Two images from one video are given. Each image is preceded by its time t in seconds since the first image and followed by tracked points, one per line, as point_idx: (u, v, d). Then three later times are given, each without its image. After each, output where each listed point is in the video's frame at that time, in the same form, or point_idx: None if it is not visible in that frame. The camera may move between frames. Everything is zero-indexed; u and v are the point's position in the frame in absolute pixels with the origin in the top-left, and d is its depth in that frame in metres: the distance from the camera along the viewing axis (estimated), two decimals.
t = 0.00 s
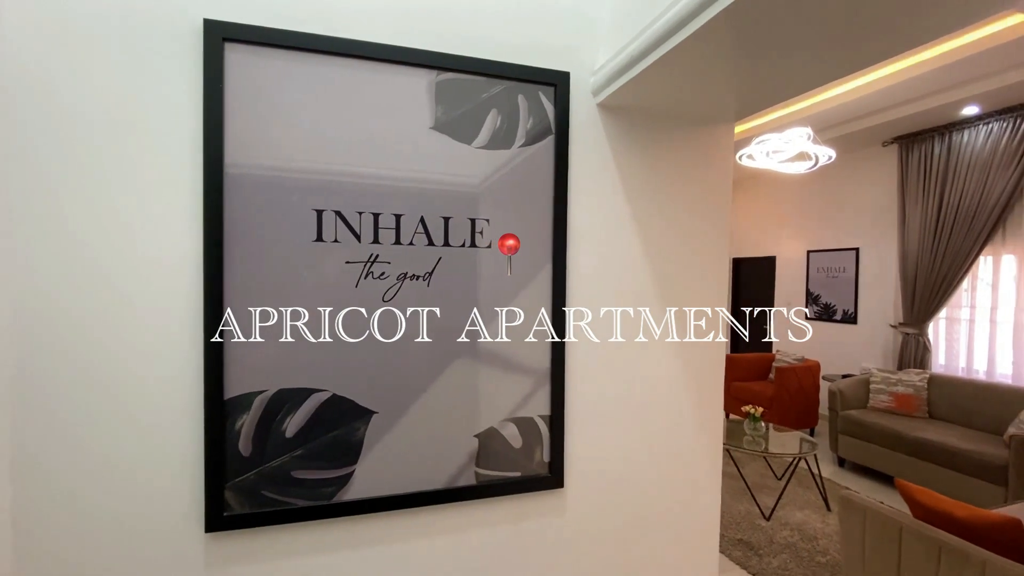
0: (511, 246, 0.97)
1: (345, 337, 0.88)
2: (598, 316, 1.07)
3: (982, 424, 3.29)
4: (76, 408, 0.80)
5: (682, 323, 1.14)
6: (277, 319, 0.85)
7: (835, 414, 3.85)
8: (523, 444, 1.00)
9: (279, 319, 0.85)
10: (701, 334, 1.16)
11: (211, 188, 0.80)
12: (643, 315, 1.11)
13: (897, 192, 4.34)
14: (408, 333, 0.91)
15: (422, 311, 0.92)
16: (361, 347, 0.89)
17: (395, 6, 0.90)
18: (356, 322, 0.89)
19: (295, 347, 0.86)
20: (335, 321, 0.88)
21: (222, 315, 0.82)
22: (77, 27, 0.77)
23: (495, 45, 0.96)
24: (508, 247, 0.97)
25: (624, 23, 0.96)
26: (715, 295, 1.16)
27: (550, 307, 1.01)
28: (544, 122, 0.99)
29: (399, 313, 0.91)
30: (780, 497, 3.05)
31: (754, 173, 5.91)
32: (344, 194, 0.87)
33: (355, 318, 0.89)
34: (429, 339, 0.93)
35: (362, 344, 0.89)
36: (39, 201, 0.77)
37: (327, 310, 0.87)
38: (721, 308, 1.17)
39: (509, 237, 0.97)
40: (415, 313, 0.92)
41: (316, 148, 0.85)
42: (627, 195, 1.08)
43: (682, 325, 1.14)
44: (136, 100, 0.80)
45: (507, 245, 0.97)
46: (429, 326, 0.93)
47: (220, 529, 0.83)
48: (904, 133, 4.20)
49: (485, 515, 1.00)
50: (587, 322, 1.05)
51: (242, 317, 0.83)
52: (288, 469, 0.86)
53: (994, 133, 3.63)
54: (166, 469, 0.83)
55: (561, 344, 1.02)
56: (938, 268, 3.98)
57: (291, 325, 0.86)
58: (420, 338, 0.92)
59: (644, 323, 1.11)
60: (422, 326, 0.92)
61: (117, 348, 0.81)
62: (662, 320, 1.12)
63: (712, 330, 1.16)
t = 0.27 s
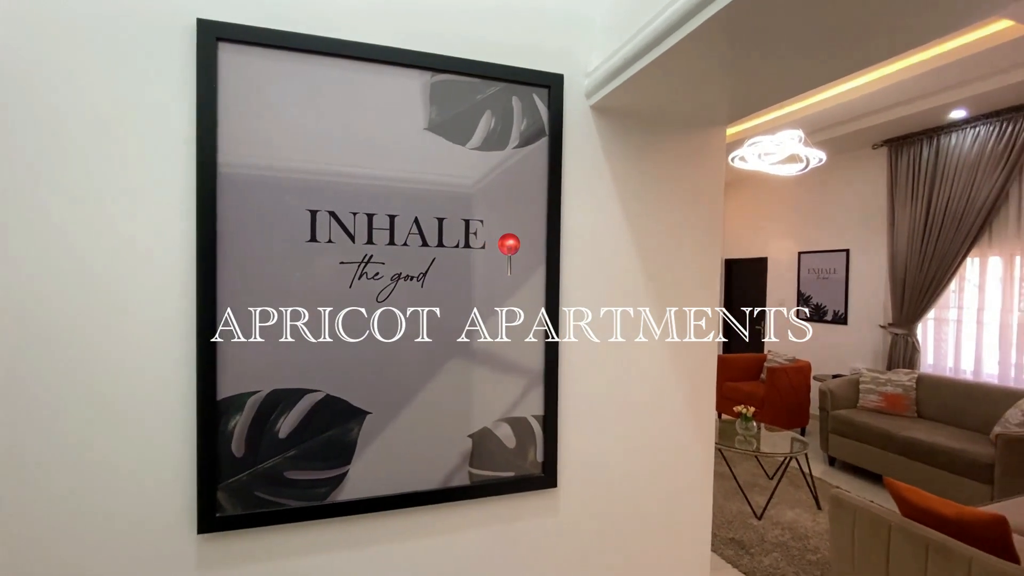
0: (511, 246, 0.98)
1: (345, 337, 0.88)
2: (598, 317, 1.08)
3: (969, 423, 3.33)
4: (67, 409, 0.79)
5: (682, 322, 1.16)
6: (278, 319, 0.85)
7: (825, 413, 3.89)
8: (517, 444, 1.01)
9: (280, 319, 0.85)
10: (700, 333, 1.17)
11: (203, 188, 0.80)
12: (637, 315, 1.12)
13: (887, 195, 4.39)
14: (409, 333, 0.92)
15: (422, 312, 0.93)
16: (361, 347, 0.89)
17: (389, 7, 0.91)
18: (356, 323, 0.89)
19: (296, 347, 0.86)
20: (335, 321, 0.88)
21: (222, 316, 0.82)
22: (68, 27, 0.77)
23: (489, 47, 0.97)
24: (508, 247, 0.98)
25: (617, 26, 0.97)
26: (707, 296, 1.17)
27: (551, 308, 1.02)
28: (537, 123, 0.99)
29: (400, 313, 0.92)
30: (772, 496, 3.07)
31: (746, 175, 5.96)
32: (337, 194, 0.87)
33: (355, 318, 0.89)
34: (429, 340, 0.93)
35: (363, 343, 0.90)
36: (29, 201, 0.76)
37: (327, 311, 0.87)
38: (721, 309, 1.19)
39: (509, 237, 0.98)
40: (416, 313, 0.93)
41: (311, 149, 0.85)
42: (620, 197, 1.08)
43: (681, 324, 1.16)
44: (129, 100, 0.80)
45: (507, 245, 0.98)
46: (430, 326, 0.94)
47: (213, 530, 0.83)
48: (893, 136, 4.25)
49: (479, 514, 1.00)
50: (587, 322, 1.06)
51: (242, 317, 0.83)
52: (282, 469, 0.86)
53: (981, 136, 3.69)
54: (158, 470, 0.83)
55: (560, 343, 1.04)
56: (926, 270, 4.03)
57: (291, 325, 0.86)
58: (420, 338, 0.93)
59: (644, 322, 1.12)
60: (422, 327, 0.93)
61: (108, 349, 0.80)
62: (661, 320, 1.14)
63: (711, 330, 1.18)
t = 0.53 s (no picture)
0: (510, 246, 0.98)
1: (345, 337, 0.88)
2: (598, 316, 1.09)
3: (948, 419, 3.41)
4: (45, 411, 0.77)
5: (682, 322, 1.17)
6: (278, 319, 0.85)
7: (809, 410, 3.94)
8: (506, 443, 1.00)
9: (280, 318, 0.85)
10: (700, 333, 1.19)
11: (184, 183, 0.79)
12: (626, 314, 1.12)
13: (869, 195, 4.47)
14: (409, 333, 0.92)
15: (422, 311, 0.93)
16: (362, 346, 0.89)
17: (377, 2, 0.90)
18: (356, 323, 0.89)
19: (296, 347, 0.85)
20: (335, 321, 0.88)
21: (221, 315, 0.82)
22: (44, 17, 0.74)
23: (478, 43, 0.96)
24: (508, 247, 0.98)
25: (607, 24, 0.97)
26: (695, 295, 1.18)
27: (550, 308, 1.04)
28: (526, 121, 0.99)
29: (400, 313, 0.92)
30: (757, 492, 3.11)
31: (732, 176, 6.02)
32: (324, 190, 0.86)
33: (355, 318, 0.89)
34: (430, 340, 0.93)
35: (363, 344, 0.89)
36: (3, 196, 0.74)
37: (327, 311, 0.87)
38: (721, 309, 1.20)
39: (509, 237, 0.98)
40: (416, 313, 0.92)
41: (299, 145, 0.84)
42: (609, 195, 1.08)
43: (681, 324, 1.17)
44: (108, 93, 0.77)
45: (507, 244, 0.98)
46: (430, 326, 0.94)
47: (195, 532, 0.81)
48: (875, 137, 4.32)
49: (467, 514, 1.00)
50: (587, 322, 1.08)
51: (242, 316, 0.83)
52: (266, 470, 0.85)
53: (959, 138, 3.76)
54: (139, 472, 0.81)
55: (559, 342, 1.05)
56: (907, 269, 4.11)
57: (291, 325, 0.85)
58: (421, 338, 0.93)
59: (643, 323, 1.14)
60: (422, 326, 0.93)
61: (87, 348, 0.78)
62: (661, 320, 1.15)
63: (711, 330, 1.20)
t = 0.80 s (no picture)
0: (510, 246, 0.99)
1: (345, 337, 0.87)
2: (598, 316, 1.11)
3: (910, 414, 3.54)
4: None
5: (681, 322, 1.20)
6: (278, 319, 0.84)
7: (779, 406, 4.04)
8: (482, 443, 0.99)
9: (280, 318, 0.84)
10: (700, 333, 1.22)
11: (144, 176, 0.75)
12: (602, 312, 1.12)
13: (836, 197, 4.61)
14: (409, 333, 0.92)
15: (422, 312, 0.93)
16: (362, 345, 0.89)
17: None
18: (356, 322, 0.88)
19: (296, 347, 0.84)
20: (335, 321, 0.87)
21: (221, 315, 0.80)
22: None
23: (454, 37, 0.95)
24: (508, 247, 0.99)
25: (584, 22, 0.97)
26: (670, 294, 1.19)
27: (549, 308, 1.06)
28: (504, 117, 0.98)
29: (400, 313, 0.91)
30: (730, 487, 3.17)
31: (707, 177, 6.13)
32: (295, 186, 0.83)
33: (355, 317, 0.88)
34: (429, 339, 0.94)
35: (362, 343, 0.89)
36: None
37: (327, 310, 0.86)
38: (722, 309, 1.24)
39: (509, 237, 0.99)
40: (416, 313, 0.92)
41: (272, 139, 0.82)
42: (586, 194, 1.08)
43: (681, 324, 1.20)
44: (61, 79, 0.73)
45: (507, 244, 0.99)
46: (430, 326, 0.94)
47: (157, 541, 0.78)
48: (843, 141, 4.46)
49: (443, 515, 0.99)
50: (587, 322, 1.10)
51: (242, 316, 0.81)
52: (233, 475, 0.82)
53: (921, 143, 3.91)
54: (96, 479, 0.77)
55: (559, 341, 1.07)
56: (872, 269, 4.25)
57: (291, 325, 0.85)
58: (421, 338, 0.93)
59: (643, 322, 1.17)
60: (422, 326, 0.93)
61: (38, 349, 0.74)
62: (661, 320, 1.18)
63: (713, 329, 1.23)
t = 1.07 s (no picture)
0: (511, 245, 1.02)
1: (345, 337, 0.87)
2: (599, 316, 1.15)
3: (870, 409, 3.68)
4: None
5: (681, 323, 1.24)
6: (277, 319, 0.83)
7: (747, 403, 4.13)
8: (454, 445, 0.98)
9: (279, 319, 0.83)
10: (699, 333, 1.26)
11: (93, 170, 0.70)
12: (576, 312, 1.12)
13: (801, 200, 4.76)
14: (409, 333, 0.92)
15: (422, 312, 0.93)
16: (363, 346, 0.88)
17: None
18: (357, 322, 0.88)
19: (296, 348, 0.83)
20: (335, 321, 0.86)
21: (221, 315, 0.79)
22: None
23: (425, 32, 0.93)
24: (508, 247, 1.02)
25: (557, 20, 0.96)
26: (642, 294, 1.20)
27: (549, 309, 1.08)
28: (476, 114, 0.96)
29: (400, 313, 0.91)
30: (700, 483, 3.23)
31: (677, 179, 6.25)
32: (258, 181, 0.80)
33: (355, 318, 0.88)
34: (429, 339, 0.94)
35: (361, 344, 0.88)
36: None
37: (327, 310, 0.86)
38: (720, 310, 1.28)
39: (510, 237, 1.01)
40: (416, 313, 0.93)
41: (237, 131, 0.78)
42: (561, 193, 1.08)
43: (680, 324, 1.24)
44: None
45: (507, 244, 1.01)
46: (429, 326, 0.94)
47: (107, 555, 0.74)
48: (808, 145, 4.60)
49: (414, 520, 0.97)
50: (587, 322, 1.13)
51: (242, 316, 0.80)
52: (191, 483, 0.78)
53: (881, 148, 4.07)
54: (38, 491, 0.72)
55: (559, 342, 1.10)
56: (834, 269, 4.40)
57: (291, 325, 0.83)
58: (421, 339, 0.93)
59: (643, 322, 1.20)
60: (422, 326, 0.93)
61: None
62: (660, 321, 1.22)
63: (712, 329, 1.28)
